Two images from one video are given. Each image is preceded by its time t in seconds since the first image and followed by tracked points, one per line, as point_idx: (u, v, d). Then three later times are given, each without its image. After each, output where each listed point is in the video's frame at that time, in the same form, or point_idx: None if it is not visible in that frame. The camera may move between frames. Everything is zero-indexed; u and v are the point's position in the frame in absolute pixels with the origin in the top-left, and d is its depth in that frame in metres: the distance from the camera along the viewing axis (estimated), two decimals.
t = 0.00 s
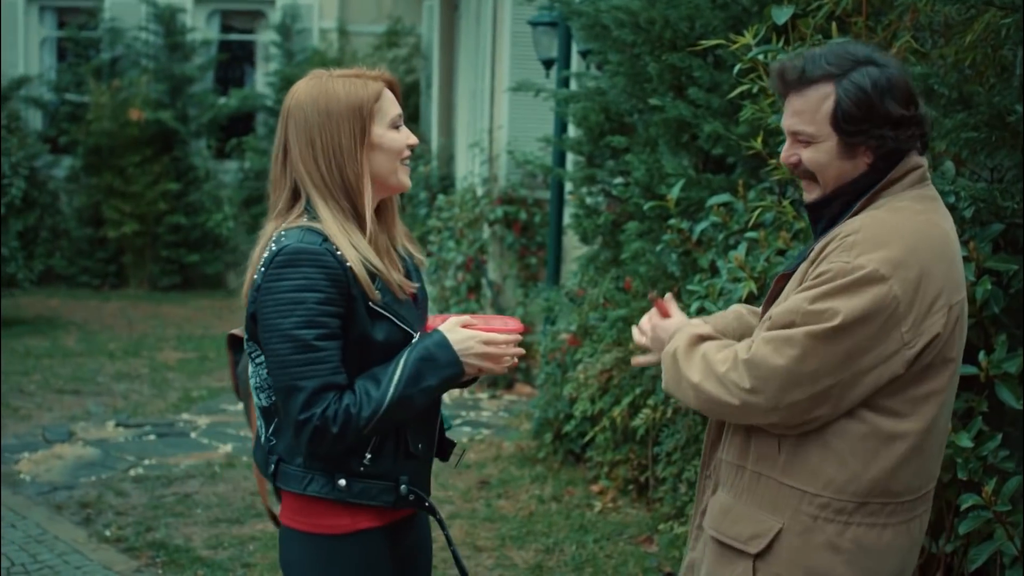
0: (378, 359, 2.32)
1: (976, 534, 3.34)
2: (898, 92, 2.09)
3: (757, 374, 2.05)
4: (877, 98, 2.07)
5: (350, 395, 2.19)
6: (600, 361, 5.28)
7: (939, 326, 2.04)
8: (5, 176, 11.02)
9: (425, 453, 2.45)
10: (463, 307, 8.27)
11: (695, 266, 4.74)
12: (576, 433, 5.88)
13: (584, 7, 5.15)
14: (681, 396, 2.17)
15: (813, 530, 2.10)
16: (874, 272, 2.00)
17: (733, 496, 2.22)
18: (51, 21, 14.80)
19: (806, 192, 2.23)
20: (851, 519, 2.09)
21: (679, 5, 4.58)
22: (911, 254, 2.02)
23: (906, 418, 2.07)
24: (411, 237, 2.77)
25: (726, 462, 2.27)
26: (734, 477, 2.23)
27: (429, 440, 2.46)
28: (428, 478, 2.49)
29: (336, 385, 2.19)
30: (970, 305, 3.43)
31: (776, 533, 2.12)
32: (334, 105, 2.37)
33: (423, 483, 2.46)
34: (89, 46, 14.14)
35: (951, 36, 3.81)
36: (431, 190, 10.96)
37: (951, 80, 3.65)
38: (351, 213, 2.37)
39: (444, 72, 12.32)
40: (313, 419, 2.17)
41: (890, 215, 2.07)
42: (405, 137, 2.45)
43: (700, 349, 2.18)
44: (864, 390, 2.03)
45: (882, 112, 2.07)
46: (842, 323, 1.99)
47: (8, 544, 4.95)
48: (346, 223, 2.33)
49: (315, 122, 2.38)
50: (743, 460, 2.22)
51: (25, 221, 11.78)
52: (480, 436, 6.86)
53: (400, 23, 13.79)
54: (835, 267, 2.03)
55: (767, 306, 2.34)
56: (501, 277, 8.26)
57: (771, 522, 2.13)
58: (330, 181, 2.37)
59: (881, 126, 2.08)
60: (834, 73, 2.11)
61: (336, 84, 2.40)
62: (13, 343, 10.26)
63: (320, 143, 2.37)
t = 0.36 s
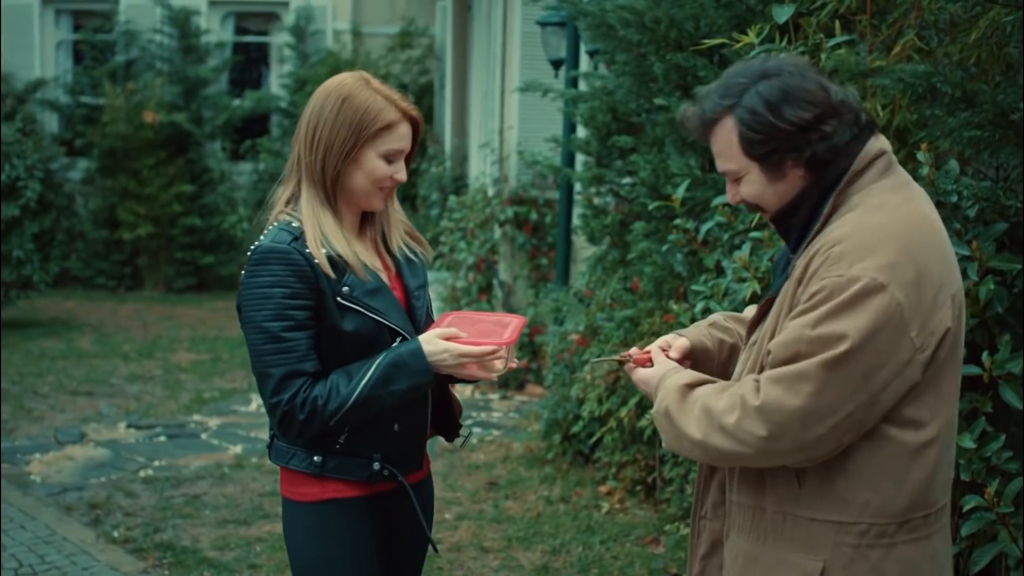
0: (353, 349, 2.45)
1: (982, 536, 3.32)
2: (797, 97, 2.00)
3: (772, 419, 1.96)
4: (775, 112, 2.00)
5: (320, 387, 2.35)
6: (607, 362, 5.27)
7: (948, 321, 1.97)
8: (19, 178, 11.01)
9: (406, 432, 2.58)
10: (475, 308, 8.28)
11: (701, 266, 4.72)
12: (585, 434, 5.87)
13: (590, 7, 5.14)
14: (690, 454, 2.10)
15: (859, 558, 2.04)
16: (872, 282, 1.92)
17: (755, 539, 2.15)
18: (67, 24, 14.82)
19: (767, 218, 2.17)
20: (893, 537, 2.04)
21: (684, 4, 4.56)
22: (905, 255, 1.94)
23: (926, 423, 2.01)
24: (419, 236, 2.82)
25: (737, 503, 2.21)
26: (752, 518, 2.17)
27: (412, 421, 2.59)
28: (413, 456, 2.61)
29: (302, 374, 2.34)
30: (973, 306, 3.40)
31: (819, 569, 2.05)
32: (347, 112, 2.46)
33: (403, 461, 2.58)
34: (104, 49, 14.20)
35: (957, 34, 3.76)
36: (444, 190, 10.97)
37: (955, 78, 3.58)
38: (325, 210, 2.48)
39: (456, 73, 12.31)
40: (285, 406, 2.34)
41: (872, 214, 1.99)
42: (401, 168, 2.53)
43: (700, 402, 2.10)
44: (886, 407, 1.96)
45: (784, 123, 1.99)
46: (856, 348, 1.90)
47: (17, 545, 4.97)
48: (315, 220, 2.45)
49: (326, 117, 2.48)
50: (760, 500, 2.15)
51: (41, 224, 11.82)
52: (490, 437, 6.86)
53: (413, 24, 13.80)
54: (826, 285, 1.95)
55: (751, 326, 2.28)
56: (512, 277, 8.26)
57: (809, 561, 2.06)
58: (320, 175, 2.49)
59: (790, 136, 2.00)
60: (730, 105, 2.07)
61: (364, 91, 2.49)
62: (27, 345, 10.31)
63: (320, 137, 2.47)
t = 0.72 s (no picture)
0: (317, 344, 2.48)
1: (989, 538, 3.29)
2: (752, 109, 1.88)
3: (778, 487, 1.82)
4: (724, 118, 1.90)
5: (283, 376, 2.38)
6: (614, 362, 5.24)
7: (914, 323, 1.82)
8: (33, 180, 11.05)
9: (376, 426, 2.55)
10: (486, 308, 8.28)
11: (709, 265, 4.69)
12: (594, 434, 5.83)
13: (597, 6, 5.12)
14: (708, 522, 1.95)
15: None
16: (818, 315, 1.78)
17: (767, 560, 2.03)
18: (82, 27, 14.86)
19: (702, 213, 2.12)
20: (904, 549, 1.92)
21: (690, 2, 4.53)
22: (850, 275, 1.81)
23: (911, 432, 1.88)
24: (401, 240, 2.84)
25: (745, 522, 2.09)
26: (763, 542, 2.04)
27: (382, 415, 2.55)
28: (386, 451, 2.58)
29: (264, 364, 2.39)
30: (980, 304, 3.38)
31: None
32: (331, 117, 2.50)
33: (373, 454, 2.55)
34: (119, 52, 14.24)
35: (964, 30, 3.73)
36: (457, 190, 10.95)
37: (962, 74, 3.54)
38: (301, 211, 2.53)
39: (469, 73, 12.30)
40: (247, 395, 2.39)
41: (810, 242, 1.86)
42: (378, 177, 2.57)
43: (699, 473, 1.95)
44: (871, 440, 1.82)
45: (731, 136, 1.90)
46: (825, 397, 1.76)
47: (25, 546, 4.98)
48: (288, 220, 2.50)
49: (311, 120, 2.52)
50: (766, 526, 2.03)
51: (56, 226, 11.87)
52: (500, 437, 6.85)
53: (427, 24, 13.79)
54: (778, 323, 1.82)
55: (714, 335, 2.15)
56: (524, 277, 8.25)
57: None
58: (298, 176, 2.53)
59: (734, 149, 1.91)
60: (683, 94, 1.96)
61: (348, 98, 2.52)
62: (41, 346, 10.34)
63: (302, 140, 2.51)
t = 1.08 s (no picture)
0: (284, 343, 2.46)
1: (995, 540, 3.25)
2: (765, 85, 1.84)
3: (794, 487, 1.77)
4: (733, 88, 1.85)
5: (247, 376, 2.37)
6: (620, 363, 5.21)
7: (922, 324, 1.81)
8: (44, 183, 11.06)
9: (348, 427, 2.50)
10: (495, 310, 8.26)
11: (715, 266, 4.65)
12: (601, 437, 5.80)
13: (602, 5, 5.09)
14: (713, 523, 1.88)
15: None
16: (839, 311, 1.74)
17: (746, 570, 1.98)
18: (94, 30, 14.88)
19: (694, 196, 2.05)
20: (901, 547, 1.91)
21: (694, 0, 4.48)
22: (869, 269, 1.77)
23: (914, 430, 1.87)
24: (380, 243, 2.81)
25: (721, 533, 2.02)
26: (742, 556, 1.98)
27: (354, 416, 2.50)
28: (357, 452, 2.53)
29: (231, 364, 2.38)
30: (985, 304, 3.34)
31: None
32: (302, 114, 2.49)
33: (343, 456, 2.51)
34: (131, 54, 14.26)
35: (970, 28, 3.68)
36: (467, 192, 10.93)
37: (967, 72, 3.50)
38: (272, 209, 2.52)
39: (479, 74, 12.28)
40: (212, 395, 2.38)
41: (824, 235, 1.81)
42: (349, 176, 2.55)
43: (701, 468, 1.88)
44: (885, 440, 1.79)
45: (739, 108, 1.85)
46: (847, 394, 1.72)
47: (29, 548, 4.97)
48: (257, 218, 2.49)
49: (282, 117, 2.51)
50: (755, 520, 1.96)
51: (67, 228, 11.89)
52: (508, 439, 6.82)
53: (438, 25, 13.78)
54: (793, 319, 1.76)
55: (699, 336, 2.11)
56: (532, 279, 8.23)
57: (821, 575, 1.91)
58: (267, 174, 2.52)
59: (740, 123, 1.86)
60: (702, 61, 1.92)
61: (321, 95, 2.51)
62: (52, 348, 10.35)
63: (271, 136, 2.50)
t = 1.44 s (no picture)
0: (259, 351, 2.46)
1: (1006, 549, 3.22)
2: (777, 58, 1.95)
3: (906, 430, 1.73)
4: (749, 68, 1.95)
5: (219, 387, 2.37)
6: (629, 367, 5.16)
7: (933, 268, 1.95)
8: (56, 185, 11.08)
9: (327, 436, 2.51)
10: (506, 312, 8.22)
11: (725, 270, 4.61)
12: (611, 441, 5.76)
13: (610, 6, 5.04)
14: (817, 523, 1.78)
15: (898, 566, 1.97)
16: (893, 241, 1.80)
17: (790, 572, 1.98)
18: (108, 32, 14.92)
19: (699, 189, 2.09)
20: (919, 532, 2.00)
21: (703, 2, 4.43)
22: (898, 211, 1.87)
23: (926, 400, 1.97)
24: (355, 244, 2.81)
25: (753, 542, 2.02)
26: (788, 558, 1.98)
27: (332, 427, 2.52)
28: (337, 464, 2.54)
29: (204, 375, 2.38)
30: (996, 309, 3.28)
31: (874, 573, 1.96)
32: (269, 109, 2.48)
33: (323, 467, 2.52)
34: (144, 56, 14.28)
35: (983, 29, 3.57)
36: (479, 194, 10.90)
37: (978, 73, 3.40)
38: (245, 213, 2.51)
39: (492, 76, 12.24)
40: (184, 407, 2.38)
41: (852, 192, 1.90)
42: (329, 163, 2.55)
43: (784, 468, 1.79)
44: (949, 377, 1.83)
45: (757, 78, 1.94)
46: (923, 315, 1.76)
47: (35, 552, 4.96)
48: (230, 224, 2.48)
49: (251, 115, 2.50)
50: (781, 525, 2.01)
51: (81, 230, 11.91)
52: (518, 443, 6.79)
53: (451, 27, 13.75)
54: (847, 257, 1.81)
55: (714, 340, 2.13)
56: (543, 281, 8.21)
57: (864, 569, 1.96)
58: (241, 176, 2.51)
59: (757, 91, 1.94)
60: (709, 50, 2.03)
61: (284, 88, 2.50)
62: (64, 350, 10.36)
63: (242, 134, 2.50)
